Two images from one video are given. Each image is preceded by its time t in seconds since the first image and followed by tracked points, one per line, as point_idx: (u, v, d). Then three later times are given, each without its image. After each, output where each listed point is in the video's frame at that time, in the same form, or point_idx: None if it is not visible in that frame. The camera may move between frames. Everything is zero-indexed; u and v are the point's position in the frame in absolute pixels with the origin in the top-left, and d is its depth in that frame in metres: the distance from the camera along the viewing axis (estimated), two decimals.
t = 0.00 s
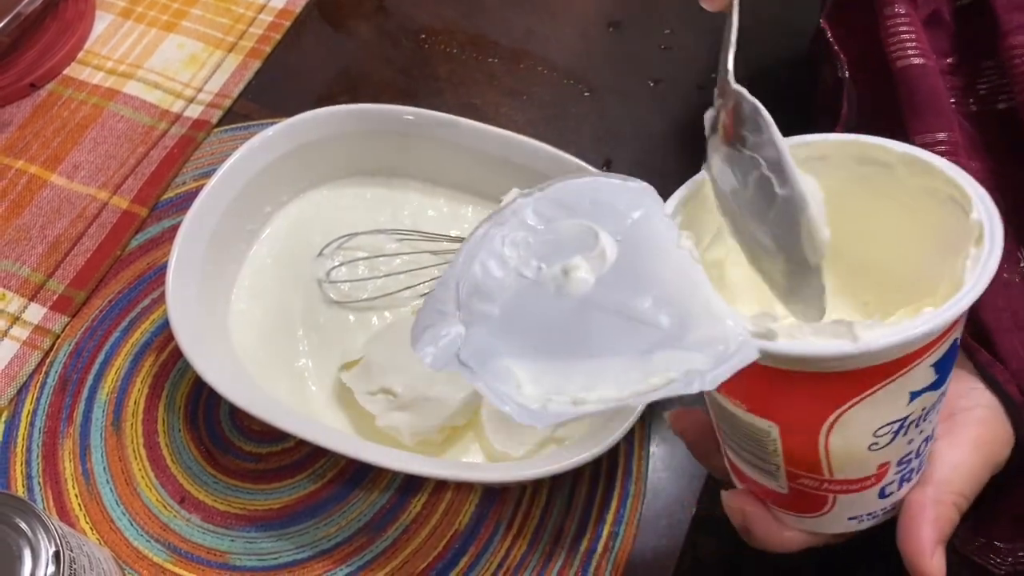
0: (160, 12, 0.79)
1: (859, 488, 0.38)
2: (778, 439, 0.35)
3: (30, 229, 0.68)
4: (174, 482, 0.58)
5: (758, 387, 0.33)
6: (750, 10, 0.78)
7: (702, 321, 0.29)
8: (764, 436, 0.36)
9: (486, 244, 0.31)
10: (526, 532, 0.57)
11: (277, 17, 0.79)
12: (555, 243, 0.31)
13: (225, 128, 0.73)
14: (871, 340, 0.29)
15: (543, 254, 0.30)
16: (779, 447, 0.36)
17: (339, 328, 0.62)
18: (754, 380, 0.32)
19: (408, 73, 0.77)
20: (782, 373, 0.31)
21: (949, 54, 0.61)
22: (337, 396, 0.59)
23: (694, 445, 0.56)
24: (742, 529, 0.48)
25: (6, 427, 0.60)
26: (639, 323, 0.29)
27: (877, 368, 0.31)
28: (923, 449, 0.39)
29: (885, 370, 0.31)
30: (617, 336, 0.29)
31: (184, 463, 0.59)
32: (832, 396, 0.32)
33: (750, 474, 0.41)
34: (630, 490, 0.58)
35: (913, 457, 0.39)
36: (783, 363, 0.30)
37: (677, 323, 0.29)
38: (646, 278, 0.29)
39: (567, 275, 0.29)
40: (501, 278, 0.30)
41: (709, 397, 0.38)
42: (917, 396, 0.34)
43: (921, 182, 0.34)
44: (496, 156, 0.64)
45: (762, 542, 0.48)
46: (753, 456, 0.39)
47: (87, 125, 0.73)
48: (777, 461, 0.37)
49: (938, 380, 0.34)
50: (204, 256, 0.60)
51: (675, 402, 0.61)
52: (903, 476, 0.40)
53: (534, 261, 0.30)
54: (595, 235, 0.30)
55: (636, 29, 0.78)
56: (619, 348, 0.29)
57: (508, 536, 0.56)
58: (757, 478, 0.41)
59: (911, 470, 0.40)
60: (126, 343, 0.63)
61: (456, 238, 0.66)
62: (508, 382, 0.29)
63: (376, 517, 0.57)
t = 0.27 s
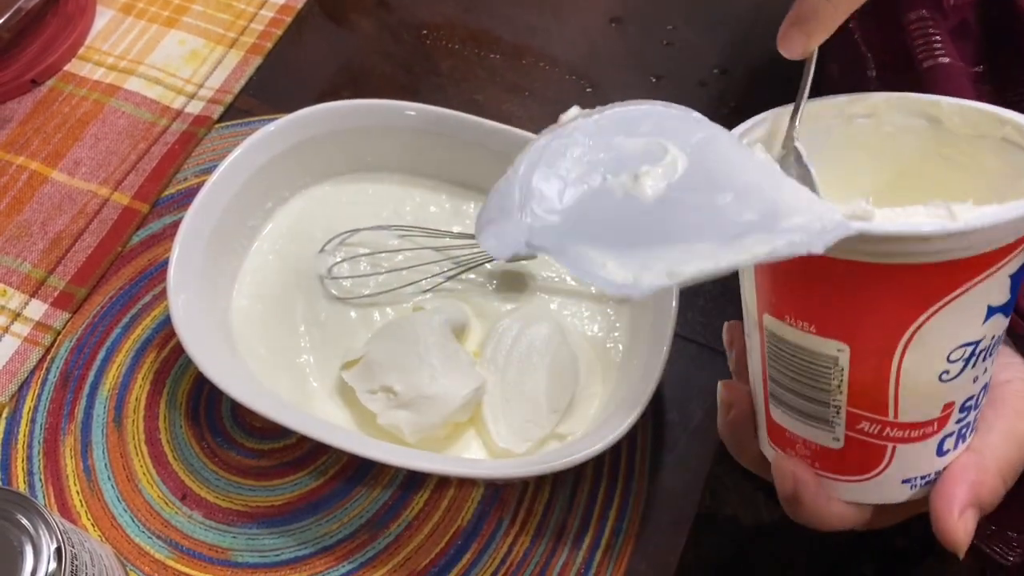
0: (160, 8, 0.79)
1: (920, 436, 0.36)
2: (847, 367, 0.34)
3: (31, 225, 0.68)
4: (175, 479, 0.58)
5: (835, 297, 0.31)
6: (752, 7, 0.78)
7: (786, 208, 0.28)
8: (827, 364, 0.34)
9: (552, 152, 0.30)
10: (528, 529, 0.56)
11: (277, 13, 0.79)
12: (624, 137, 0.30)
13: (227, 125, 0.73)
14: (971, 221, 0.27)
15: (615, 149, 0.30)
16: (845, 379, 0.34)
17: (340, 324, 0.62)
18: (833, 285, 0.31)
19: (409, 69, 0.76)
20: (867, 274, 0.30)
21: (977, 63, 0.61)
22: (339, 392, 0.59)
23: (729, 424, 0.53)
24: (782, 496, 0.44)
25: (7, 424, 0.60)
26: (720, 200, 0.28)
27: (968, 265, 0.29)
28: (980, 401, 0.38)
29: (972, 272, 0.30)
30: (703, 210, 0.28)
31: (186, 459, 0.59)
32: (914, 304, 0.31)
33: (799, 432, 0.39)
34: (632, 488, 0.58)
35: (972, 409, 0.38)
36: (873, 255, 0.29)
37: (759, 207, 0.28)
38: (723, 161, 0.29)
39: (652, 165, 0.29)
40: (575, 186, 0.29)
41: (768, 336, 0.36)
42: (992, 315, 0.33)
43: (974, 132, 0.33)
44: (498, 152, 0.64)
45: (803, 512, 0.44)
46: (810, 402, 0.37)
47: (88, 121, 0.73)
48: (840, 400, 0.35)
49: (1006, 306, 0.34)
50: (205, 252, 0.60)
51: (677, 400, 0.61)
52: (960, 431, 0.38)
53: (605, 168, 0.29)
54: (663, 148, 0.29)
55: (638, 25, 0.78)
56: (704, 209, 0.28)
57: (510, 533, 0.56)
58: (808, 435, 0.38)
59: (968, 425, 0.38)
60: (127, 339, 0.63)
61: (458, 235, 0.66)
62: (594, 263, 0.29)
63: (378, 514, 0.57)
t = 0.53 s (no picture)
0: (160, 6, 0.79)
1: (924, 396, 0.35)
2: (845, 316, 0.33)
3: (31, 223, 0.68)
4: (176, 476, 0.58)
5: (827, 237, 0.31)
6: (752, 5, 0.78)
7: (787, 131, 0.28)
8: (827, 311, 0.33)
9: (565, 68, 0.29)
10: (528, 526, 0.57)
11: (277, 10, 0.79)
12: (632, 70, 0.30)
13: (227, 123, 0.73)
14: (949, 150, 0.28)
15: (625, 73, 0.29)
16: (844, 331, 0.33)
17: (340, 321, 0.62)
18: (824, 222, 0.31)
19: (409, 67, 0.77)
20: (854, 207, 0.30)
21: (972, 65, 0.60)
22: (338, 388, 0.60)
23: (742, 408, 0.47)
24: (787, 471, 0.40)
25: (8, 421, 0.60)
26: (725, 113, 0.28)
27: (960, 195, 0.29)
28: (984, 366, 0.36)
29: (962, 205, 0.30)
30: (706, 117, 0.28)
31: (186, 456, 0.59)
32: (906, 241, 0.30)
33: (801, 399, 0.37)
34: (632, 485, 0.58)
35: (976, 373, 0.36)
36: (859, 181, 0.29)
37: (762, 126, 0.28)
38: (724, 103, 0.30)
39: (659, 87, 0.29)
40: (583, 94, 0.28)
41: (768, 297, 0.36)
42: (985, 264, 0.32)
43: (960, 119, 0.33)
44: (497, 149, 0.63)
45: (809, 486, 0.40)
46: (812, 358, 0.35)
47: (88, 119, 0.73)
48: (841, 354, 0.34)
49: (1001, 258, 0.33)
50: (205, 250, 0.60)
51: (677, 397, 0.61)
52: (966, 396, 0.36)
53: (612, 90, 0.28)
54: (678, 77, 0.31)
55: (638, 23, 0.78)
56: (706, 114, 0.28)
57: (510, 531, 0.56)
58: (810, 401, 0.37)
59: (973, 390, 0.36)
60: (128, 337, 0.63)
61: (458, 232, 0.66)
62: (633, 105, 0.28)
63: (378, 511, 0.57)
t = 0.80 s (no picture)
0: (159, 3, 0.79)
1: (934, 425, 0.34)
2: (848, 353, 0.33)
3: (30, 220, 0.68)
4: (174, 473, 0.58)
5: (827, 279, 0.31)
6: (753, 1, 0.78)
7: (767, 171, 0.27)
8: (829, 349, 0.33)
9: (531, 131, 0.29)
10: (528, 522, 0.56)
11: (277, 7, 0.78)
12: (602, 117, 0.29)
13: (226, 119, 0.73)
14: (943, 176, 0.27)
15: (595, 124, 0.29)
16: (848, 369, 0.33)
17: (339, 318, 0.62)
18: (821, 262, 0.30)
19: (409, 64, 0.76)
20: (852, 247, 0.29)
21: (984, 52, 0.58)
22: (336, 385, 0.60)
23: (742, 451, 0.46)
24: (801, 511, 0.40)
25: (6, 418, 0.60)
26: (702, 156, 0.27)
27: (953, 223, 0.29)
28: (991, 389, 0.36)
29: (959, 232, 0.29)
30: (683, 163, 0.27)
31: (184, 454, 0.59)
32: (906, 271, 0.30)
33: (808, 438, 0.37)
34: (632, 482, 0.58)
35: (984, 395, 0.36)
36: (858, 217, 0.28)
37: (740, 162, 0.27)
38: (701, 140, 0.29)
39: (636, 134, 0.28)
40: (554, 154, 0.28)
41: (764, 337, 0.35)
42: (985, 288, 0.32)
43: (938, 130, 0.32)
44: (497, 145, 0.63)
45: (822, 525, 0.40)
46: (815, 396, 0.35)
47: (86, 115, 0.72)
48: (846, 392, 0.34)
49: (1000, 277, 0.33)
50: (204, 246, 0.60)
51: (677, 394, 0.61)
52: (976, 420, 0.36)
53: (583, 145, 0.28)
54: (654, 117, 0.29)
55: (639, 19, 0.78)
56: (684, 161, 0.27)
57: (509, 529, 0.56)
58: (816, 439, 0.36)
59: (983, 414, 0.36)
60: (126, 334, 0.63)
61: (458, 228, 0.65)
62: (599, 169, 0.28)
63: (378, 508, 0.57)
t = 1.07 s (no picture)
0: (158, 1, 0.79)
1: (892, 505, 0.32)
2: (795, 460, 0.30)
3: (28, 217, 0.68)
4: (174, 471, 0.58)
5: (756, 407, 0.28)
6: None
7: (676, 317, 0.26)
8: (775, 460, 0.30)
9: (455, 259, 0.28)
10: (528, 519, 0.56)
11: (276, 5, 0.78)
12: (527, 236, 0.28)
13: (225, 116, 0.72)
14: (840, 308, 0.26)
15: (525, 243, 0.28)
16: (799, 472, 0.31)
17: (339, 316, 0.62)
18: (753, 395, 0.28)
19: (408, 61, 0.76)
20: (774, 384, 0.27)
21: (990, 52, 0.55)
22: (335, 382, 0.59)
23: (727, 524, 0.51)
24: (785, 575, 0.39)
25: (5, 416, 0.60)
26: (624, 285, 0.26)
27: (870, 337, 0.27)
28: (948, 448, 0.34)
29: (870, 347, 0.27)
30: (602, 289, 0.26)
31: (184, 452, 0.59)
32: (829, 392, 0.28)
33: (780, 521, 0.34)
34: (632, 479, 0.58)
35: (940, 461, 0.34)
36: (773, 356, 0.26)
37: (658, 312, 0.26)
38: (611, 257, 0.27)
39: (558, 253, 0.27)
40: (478, 278, 0.27)
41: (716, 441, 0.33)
42: (917, 379, 0.29)
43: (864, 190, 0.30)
44: (496, 142, 0.63)
45: None
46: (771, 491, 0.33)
47: (85, 113, 0.72)
48: (802, 490, 0.31)
49: (933, 360, 0.30)
50: (203, 243, 0.60)
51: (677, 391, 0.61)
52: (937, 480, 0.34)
53: (511, 269, 0.27)
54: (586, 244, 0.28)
55: (638, 16, 0.78)
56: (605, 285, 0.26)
57: (509, 526, 0.56)
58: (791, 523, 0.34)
59: (944, 475, 0.35)
60: (126, 331, 0.63)
61: (458, 226, 0.65)
62: (514, 312, 0.27)
63: (377, 505, 0.57)
